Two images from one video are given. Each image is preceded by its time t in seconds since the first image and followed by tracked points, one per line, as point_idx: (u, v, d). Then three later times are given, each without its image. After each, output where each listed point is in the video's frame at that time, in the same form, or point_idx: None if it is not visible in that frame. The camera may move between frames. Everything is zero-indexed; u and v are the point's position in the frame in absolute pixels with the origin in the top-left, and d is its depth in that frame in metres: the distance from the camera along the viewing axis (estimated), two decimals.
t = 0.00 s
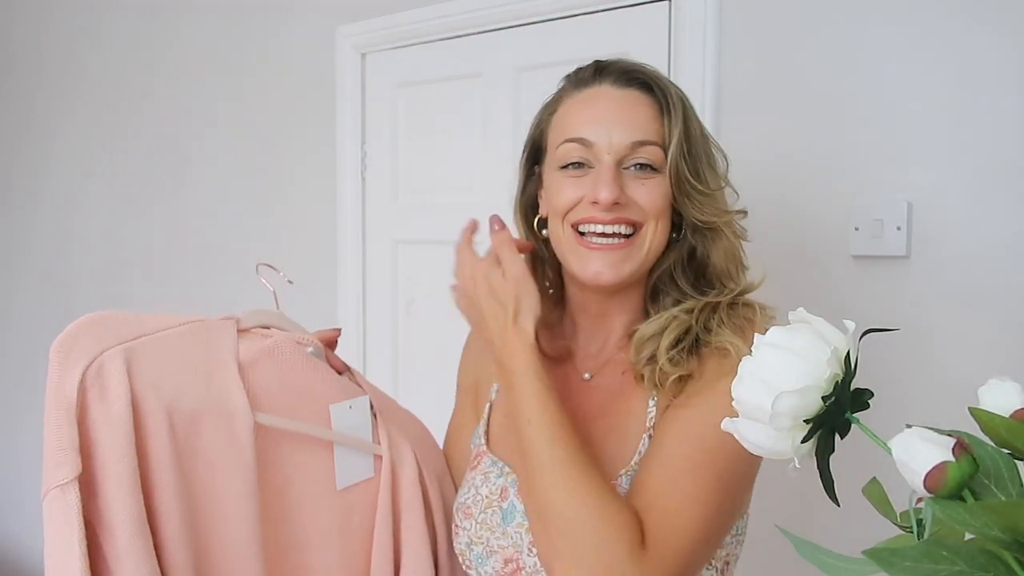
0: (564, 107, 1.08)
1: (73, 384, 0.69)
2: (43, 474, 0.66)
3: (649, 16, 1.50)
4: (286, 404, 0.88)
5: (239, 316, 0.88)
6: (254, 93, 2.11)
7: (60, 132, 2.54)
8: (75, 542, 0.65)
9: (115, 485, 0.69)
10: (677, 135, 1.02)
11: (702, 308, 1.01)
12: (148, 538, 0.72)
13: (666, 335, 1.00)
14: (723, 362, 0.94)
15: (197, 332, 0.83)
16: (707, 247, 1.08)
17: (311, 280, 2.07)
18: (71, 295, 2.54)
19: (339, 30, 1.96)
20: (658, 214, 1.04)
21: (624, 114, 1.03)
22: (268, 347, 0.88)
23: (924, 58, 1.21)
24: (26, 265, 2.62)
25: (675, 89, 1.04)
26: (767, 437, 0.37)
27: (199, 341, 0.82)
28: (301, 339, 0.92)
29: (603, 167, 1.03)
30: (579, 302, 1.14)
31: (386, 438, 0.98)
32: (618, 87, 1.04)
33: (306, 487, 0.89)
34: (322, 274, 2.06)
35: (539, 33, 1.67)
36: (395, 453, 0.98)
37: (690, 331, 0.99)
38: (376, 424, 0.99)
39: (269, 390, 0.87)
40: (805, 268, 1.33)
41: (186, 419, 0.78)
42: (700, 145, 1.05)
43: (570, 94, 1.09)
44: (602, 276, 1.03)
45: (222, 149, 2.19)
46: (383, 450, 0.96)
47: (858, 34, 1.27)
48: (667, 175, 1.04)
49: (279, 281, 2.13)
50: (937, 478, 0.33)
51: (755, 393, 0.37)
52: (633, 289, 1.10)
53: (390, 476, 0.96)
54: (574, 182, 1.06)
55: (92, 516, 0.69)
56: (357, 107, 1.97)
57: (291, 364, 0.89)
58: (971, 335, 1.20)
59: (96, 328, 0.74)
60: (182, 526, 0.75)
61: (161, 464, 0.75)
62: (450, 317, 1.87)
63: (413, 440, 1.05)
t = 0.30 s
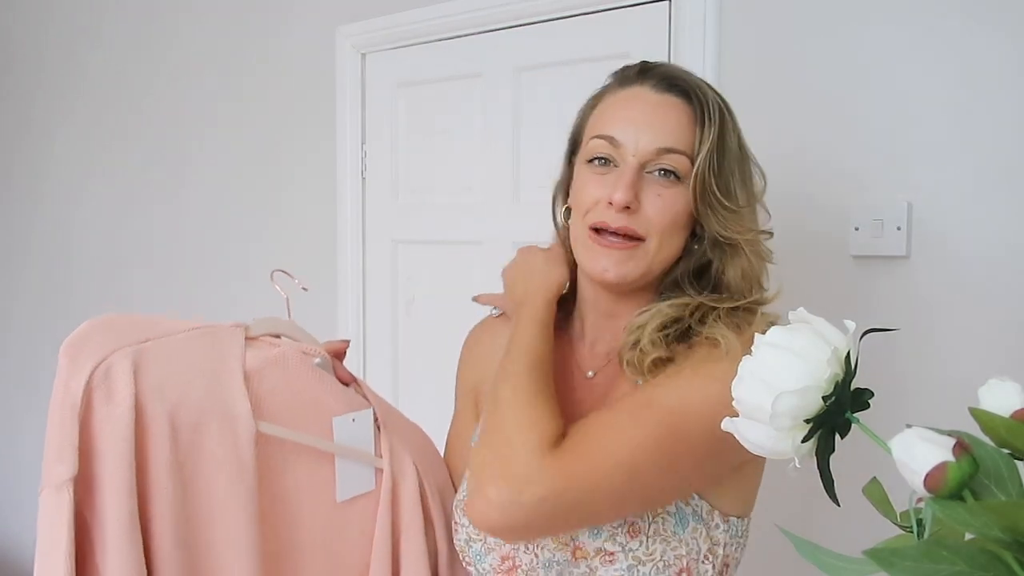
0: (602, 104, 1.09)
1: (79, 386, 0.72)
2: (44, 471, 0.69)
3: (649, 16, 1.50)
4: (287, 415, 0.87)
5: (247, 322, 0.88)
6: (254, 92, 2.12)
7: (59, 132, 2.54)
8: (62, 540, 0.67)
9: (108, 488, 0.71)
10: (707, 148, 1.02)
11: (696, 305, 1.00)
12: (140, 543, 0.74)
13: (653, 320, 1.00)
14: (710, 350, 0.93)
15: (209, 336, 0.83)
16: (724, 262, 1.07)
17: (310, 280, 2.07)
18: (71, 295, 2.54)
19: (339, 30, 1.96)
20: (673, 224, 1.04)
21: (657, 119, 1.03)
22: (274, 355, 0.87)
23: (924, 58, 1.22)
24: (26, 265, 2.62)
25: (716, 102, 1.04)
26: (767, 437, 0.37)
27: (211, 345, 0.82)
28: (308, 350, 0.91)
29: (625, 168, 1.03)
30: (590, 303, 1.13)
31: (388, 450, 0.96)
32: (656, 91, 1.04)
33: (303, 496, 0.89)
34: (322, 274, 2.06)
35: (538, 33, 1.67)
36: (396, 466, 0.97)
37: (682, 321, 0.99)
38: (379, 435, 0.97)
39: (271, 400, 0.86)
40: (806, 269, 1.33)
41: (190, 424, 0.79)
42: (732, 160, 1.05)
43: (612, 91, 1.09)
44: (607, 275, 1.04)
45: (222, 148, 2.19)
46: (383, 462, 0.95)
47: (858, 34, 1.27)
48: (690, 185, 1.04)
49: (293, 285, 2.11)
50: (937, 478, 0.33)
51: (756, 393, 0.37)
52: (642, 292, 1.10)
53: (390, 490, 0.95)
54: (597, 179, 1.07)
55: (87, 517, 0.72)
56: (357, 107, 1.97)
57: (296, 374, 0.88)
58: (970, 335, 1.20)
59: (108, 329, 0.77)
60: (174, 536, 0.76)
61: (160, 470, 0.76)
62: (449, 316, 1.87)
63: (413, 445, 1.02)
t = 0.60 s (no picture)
0: (610, 106, 1.08)
1: (60, 454, 0.72)
2: (27, 544, 0.69)
3: (649, 16, 1.50)
4: (287, 449, 0.91)
5: (230, 357, 0.92)
6: (254, 92, 2.11)
7: (59, 133, 2.54)
8: None
9: (99, 549, 0.72)
10: (711, 158, 1.02)
11: (711, 324, 1.02)
12: None
13: (674, 350, 1.02)
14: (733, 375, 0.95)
15: (189, 382, 0.85)
16: (727, 269, 1.09)
17: (310, 280, 2.07)
18: (72, 295, 2.54)
19: (339, 30, 1.96)
20: (672, 231, 1.04)
21: (662, 126, 1.02)
22: (258, 388, 0.91)
23: (924, 58, 1.21)
24: (26, 265, 2.62)
25: (724, 112, 1.04)
26: (767, 437, 0.37)
27: (191, 389, 0.85)
28: (296, 375, 0.96)
29: (627, 173, 1.03)
30: (586, 303, 1.14)
31: (383, 464, 0.98)
32: (663, 97, 1.04)
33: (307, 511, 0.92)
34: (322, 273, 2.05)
35: (538, 33, 1.67)
36: (392, 476, 0.98)
37: (699, 347, 1.00)
38: (373, 449, 0.99)
39: (265, 432, 0.89)
40: (806, 269, 1.33)
41: (179, 474, 0.80)
42: (736, 169, 1.05)
43: (620, 94, 1.09)
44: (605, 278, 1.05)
45: (222, 148, 2.19)
46: (380, 477, 0.96)
47: (858, 34, 1.27)
48: (691, 193, 1.04)
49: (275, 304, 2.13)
50: (937, 479, 0.33)
51: (755, 393, 0.37)
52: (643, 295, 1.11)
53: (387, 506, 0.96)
54: (599, 182, 1.06)
55: None
56: (357, 107, 1.97)
57: (285, 400, 0.92)
58: (971, 335, 1.20)
59: (88, 389, 0.77)
60: None
61: (152, 521, 0.78)
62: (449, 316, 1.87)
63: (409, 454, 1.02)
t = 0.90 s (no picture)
0: (607, 108, 1.09)
1: (66, 474, 0.71)
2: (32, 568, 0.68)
3: (649, 16, 1.50)
4: (290, 458, 0.91)
5: (231, 365, 0.91)
6: (254, 92, 2.12)
7: (59, 133, 2.54)
8: None
9: (108, 567, 0.72)
10: (709, 158, 1.03)
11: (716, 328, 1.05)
12: None
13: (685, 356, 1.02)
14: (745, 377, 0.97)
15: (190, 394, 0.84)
16: (726, 267, 1.10)
17: (310, 280, 2.07)
18: (72, 297, 2.54)
19: (338, 30, 1.96)
20: (672, 230, 1.04)
21: (661, 126, 1.03)
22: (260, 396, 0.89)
23: (924, 58, 1.22)
24: (28, 266, 2.62)
25: (720, 111, 1.04)
26: (767, 437, 0.37)
27: (191, 402, 0.84)
28: (296, 380, 0.95)
29: (628, 174, 1.03)
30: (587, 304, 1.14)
31: (385, 466, 0.98)
32: (661, 99, 1.04)
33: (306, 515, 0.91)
34: (321, 274, 2.05)
35: (539, 33, 1.67)
36: (394, 477, 0.99)
37: (708, 352, 1.02)
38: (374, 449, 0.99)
39: (269, 436, 0.89)
40: (806, 269, 1.33)
41: (185, 486, 0.81)
42: (733, 169, 1.06)
43: (616, 95, 1.09)
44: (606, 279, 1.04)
45: (222, 149, 2.19)
46: (381, 478, 0.97)
47: (858, 34, 1.27)
48: (690, 193, 1.04)
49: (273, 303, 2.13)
50: (937, 479, 0.33)
51: (756, 393, 0.37)
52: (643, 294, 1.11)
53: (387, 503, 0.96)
54: (599, 183, 1.06)
55: None
56: (357, 107, 1.97)
57: (287, 405, 0.91)
58: (970, 335, 1.20)
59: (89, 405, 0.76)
60: None
61: (157, 535, 0.79)
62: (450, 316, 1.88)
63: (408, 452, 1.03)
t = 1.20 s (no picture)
0: (605, 105, 1.09)
1: (94, 450, 0.72)
2: (59, 541, 0.69)
3: (649, 16, 1.50)
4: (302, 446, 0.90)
5: (250, 350, 0.89)
6: (254, 93, 2.12)
7: (59, 133, 2.54)
8: None
9: (134, 543, 0.73)
10: (706, 153, 1.03)
11: (716, 326, 1.05)
12: None
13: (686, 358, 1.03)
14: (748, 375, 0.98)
15: (211, 378, 0.84)
16: (724, 264, 1.09)
17: (310, 281, 2.07)
18: (73, 298, 2.54)
19: (338, 30, 1.96)
20: (671, 226, 1.04)
21: (659, 121, 1.03)
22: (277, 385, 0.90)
23: (924, 58, 1.22)
24: (30, 266, 2.63)
25: (716, 107, 1.05)
26: (767, 437, 0.37)
27: (212, 387, 0.84)
28: (309, 372, 0.94)
29: (626, 169, 1.03)
30: (586, 304, 1.14)
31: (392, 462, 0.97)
32: (658, 96, 1.05)
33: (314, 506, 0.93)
34: (322, 274, 2.05)
35: (538, 33, 1.67)
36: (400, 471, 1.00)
37: (709, 351, 1.02)
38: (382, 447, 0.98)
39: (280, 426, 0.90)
40: (806, 268, 1.33)
41: (205, 469, 0.82)
42: (729, 165, 1.06)
43: (615, 93, 1.09)
44: (604, 279, 1.04)
45: (222, 149, 2.19)
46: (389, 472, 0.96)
47: (857, 33, 1.27)
48: (689, 188, 1.04)
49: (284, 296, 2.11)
50: (938, 478, 0.33)
51: (755, 393, 0.37)
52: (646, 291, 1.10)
53: (394, 498, 0.99)
54: (599, 180, 1.06)
55: None
56: (357, 107, 1.97)
57: (301, 397, 0.92)
58: (970, 335, 1.20)
59: (115, 382, 0.76)
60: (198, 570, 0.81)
61: (179, 514, 0.80)
62: (451, 316, 1.88)
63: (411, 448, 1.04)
